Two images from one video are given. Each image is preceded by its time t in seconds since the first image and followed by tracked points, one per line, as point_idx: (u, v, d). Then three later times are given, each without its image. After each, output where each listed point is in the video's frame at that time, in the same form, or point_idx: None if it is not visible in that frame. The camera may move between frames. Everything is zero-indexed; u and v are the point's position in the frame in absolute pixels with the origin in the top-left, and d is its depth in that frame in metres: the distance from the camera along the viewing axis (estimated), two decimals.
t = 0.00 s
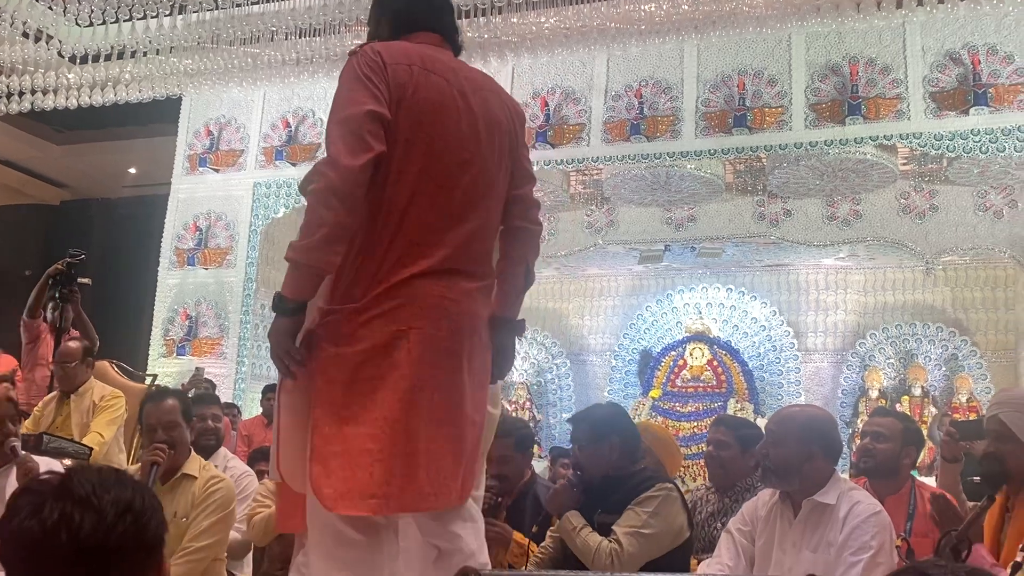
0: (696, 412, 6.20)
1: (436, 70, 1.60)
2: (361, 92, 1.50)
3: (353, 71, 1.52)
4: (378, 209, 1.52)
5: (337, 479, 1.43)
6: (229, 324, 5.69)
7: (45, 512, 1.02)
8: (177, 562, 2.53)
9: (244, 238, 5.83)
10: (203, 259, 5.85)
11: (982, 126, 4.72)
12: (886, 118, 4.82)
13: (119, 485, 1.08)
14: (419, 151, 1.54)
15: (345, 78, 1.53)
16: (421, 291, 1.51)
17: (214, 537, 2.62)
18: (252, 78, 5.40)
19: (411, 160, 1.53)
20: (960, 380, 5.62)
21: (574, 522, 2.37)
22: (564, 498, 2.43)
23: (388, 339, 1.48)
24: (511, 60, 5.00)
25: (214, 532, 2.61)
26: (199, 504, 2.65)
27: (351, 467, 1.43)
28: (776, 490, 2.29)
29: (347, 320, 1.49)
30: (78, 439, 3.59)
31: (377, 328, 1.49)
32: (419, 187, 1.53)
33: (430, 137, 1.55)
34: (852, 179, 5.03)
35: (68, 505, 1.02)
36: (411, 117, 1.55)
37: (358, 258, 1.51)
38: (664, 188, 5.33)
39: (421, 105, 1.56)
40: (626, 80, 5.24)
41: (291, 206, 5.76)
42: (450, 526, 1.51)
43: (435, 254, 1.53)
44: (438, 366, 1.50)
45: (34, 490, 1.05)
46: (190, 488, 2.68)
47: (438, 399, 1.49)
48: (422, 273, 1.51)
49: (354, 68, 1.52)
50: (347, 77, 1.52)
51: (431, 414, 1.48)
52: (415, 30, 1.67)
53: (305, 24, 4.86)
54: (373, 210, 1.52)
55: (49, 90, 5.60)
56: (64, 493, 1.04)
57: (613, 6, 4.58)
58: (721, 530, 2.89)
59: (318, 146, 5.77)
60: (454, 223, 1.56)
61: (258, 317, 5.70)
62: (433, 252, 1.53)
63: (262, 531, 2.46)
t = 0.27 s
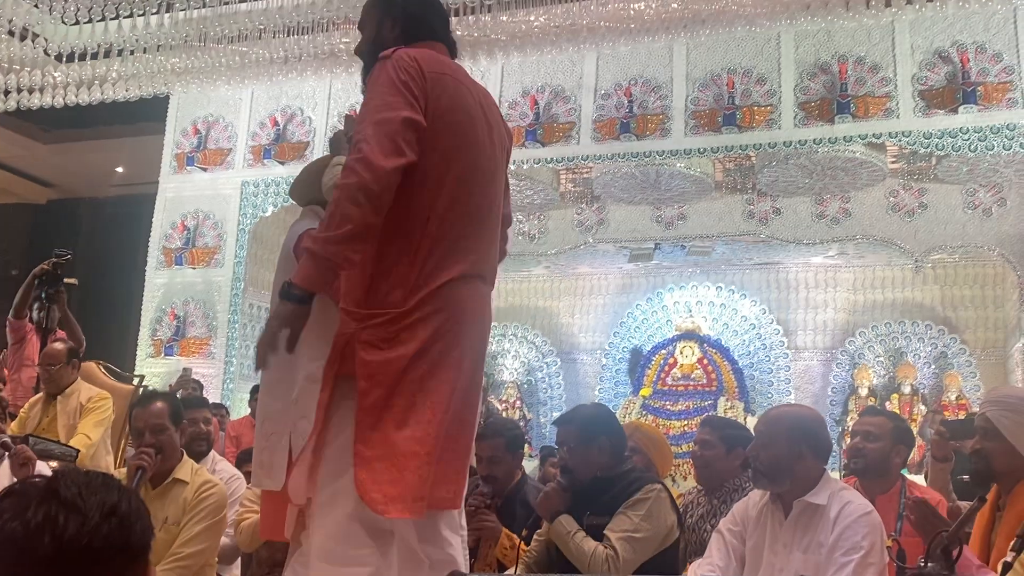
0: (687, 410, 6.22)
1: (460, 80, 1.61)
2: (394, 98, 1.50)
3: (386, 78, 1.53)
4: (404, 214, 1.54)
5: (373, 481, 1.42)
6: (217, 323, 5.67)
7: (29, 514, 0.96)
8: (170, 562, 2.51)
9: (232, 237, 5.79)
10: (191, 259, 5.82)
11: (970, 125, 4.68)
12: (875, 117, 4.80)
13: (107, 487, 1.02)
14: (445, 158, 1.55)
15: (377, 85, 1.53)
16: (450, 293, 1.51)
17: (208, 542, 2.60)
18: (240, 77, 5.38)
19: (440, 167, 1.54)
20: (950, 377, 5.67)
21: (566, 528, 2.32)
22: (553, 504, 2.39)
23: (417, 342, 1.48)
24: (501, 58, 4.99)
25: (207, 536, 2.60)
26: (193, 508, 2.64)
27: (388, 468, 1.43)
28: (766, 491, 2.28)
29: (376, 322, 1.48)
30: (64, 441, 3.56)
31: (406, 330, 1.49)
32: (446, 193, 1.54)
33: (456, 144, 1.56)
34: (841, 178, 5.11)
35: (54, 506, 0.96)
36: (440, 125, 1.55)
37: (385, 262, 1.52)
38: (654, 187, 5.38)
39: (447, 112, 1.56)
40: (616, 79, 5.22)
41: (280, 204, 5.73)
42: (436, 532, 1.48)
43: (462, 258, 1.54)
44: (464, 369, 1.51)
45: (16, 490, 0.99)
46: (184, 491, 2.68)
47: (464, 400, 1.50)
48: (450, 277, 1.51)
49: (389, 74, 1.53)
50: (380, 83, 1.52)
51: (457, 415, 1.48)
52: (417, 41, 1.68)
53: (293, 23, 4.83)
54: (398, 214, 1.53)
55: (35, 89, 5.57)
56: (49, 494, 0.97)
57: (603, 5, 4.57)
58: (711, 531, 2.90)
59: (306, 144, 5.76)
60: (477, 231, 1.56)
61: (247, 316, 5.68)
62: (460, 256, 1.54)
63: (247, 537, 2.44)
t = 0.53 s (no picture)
0: (685, 413, 6.23)
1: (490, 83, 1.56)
2: (449, 102, 1.44)
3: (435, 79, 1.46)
4: (448, 217, 1.49)
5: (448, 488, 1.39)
6: (215, 326, 5.66)
7: (22, 531, 0.91)
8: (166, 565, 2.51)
9: (230, 240, 5.79)
10: (189, 262, 5.82)
11: (968, 127, 4.68)
12: (873, 119, 4.80)
13: (103, 501, 0.96)
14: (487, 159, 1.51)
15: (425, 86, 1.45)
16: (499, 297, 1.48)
17: (202, 546, 2.60)
18: (238, 80, 5.38)
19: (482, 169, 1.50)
20: (948, 380, 5.64)
21: (568, 535, 2.31)
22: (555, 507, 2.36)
23: (474, 347, 1.44)
24: (499, 61, 4.99)
25: (199, 536, 2.60)
26: (184, 511, 2.63)
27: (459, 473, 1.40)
28: (764, 498, 2.27)
29: (435, 329, 1.44)
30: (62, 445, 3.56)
31: (464, 336, 1.44)
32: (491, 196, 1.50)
33: (495, 146, 1.53)
34: (840, 179, 5.12)
35: (47, 523, 0.91)
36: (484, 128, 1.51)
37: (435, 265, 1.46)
38: (652, 189, 5.38)
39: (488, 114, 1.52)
40: (614, 81, 5.23)
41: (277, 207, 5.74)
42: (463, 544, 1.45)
43: (508, 263, 1.51)
44: (511, 370, 1.49)
45: (10, 504, 0.93)
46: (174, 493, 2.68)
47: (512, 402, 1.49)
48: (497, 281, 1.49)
49: (442, 77, 1.46)
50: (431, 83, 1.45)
51: (508, 418, 1.47)
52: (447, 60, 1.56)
53: (290, 25, 4.82)
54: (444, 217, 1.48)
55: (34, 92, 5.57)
56: (42, 509, 0.92)
57: (600, 8, 4.58)
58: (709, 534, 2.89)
59: (304, 146, 5.75)
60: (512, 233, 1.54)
61: (245, 319, 5.68)
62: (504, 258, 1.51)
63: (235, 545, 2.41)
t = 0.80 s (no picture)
0: (688, 418, 6.20)
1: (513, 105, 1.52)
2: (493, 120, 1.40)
3: (476, 97, 1.41)
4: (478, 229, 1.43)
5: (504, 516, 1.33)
6: (219, 332, 5.67)
7: (37, 548, 0.90)
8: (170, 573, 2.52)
9: (234, 246, 5.80)
10: (193, 267, 5.82)
11: (970, 132, 4.68)
12: (876, 124, 4.80)
13: (116, 518, 0.96)
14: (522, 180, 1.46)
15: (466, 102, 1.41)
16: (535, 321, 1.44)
17: (203, 551, 2.61)
18: (241, 86, 5.38)
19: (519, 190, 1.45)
20: (951, 384, 5.67)
21: (576, 543, 2.29)
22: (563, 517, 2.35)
23: (519, 373, 1.39)
24: (502, 66, 5.00)
25: (201, 544, 2.61)
26: (182, 518, 2.63)
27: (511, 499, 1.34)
28: (768, 507, 2.27)
29: (487, 353, 1.37)
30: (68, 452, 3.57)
31: (510, 363, 1.39)
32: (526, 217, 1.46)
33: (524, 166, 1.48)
34: (842, 184, 5.08)
35: (62, 541, 0.90)
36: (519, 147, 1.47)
37: (480, 286, 1.39)
38: (654, 194, 5.38)
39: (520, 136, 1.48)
40: (616, 86, 5.24)
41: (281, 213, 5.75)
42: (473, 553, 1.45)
43: (540, 280, 1.47)
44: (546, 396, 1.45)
45: (22, 520, 0.92)
46: (172, 500, 2.66)
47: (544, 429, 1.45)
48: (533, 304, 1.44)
49: (483, 95, 1.41)
50: (474, 100, 1.40)
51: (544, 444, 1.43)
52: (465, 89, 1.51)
53: (294, 31, 4.84)
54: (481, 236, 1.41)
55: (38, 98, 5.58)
56: (57, 527, 0.91)
57: (603, 13, 4.58)
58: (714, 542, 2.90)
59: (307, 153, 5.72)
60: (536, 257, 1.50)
61: (249, 324, 5.69)
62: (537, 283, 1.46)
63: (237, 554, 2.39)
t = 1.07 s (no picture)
0: (697, 423, 6.20)
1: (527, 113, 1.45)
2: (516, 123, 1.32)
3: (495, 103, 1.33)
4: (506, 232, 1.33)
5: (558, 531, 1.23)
6: (228, 337, 5.68)
7: (63, 554, 0.92)
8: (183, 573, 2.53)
9: (242, 251, 5.81)
10: (202, 273, 5.85)
11: (979, 137, 4.69)
12: (883, 129, 4.81)
13: (141, 525, 0.97)
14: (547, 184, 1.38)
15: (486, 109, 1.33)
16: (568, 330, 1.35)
17: (214, 553, 2.63)
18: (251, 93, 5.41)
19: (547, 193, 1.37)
20: (959, 390, 5.67)
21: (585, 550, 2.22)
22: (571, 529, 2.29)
23: (561, 381, 1.29)
24: (509, 73, 5.02)
25: (213, 546, 2.62)
26: (193, 520, 2.64)
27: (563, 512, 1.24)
28: (777, 515, 2.27)
29: (528, 361, 1.27)
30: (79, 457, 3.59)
31: (551, 370, 1.29)
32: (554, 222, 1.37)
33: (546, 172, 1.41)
34: (851, 191, 5.09)
35: (87, 546, 0.92)
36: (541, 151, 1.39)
37: (513, 292, 1.29)
38: (663, 201, 5.38)
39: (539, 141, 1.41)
40: (623, 92, 5.26)
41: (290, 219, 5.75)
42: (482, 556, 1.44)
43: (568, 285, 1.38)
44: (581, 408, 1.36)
45: (51, 527, 0.95)
46: (182, 504, 2.66)
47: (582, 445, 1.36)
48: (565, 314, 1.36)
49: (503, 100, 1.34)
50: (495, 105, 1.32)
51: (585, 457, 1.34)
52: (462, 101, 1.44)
53: (303, 38, 4.86)
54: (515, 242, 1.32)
55: (49, 105, 5.62)
56: (82, 533, 0.93)
57: (611, 20, 4.59)
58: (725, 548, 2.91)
59: (315, 159, 5.76)
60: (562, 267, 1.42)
61: (258, 329, 5.70)
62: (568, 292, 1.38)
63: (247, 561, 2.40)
